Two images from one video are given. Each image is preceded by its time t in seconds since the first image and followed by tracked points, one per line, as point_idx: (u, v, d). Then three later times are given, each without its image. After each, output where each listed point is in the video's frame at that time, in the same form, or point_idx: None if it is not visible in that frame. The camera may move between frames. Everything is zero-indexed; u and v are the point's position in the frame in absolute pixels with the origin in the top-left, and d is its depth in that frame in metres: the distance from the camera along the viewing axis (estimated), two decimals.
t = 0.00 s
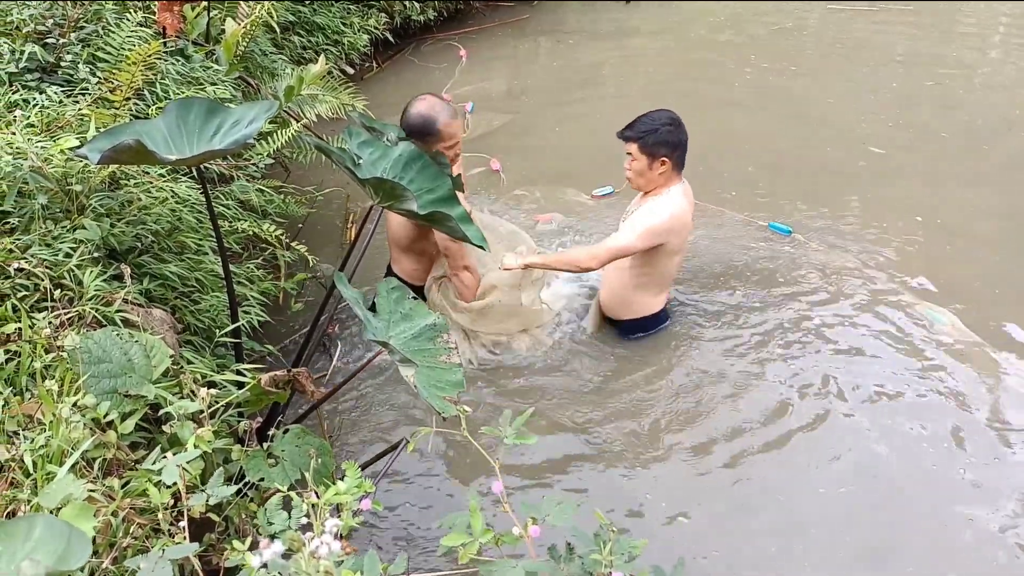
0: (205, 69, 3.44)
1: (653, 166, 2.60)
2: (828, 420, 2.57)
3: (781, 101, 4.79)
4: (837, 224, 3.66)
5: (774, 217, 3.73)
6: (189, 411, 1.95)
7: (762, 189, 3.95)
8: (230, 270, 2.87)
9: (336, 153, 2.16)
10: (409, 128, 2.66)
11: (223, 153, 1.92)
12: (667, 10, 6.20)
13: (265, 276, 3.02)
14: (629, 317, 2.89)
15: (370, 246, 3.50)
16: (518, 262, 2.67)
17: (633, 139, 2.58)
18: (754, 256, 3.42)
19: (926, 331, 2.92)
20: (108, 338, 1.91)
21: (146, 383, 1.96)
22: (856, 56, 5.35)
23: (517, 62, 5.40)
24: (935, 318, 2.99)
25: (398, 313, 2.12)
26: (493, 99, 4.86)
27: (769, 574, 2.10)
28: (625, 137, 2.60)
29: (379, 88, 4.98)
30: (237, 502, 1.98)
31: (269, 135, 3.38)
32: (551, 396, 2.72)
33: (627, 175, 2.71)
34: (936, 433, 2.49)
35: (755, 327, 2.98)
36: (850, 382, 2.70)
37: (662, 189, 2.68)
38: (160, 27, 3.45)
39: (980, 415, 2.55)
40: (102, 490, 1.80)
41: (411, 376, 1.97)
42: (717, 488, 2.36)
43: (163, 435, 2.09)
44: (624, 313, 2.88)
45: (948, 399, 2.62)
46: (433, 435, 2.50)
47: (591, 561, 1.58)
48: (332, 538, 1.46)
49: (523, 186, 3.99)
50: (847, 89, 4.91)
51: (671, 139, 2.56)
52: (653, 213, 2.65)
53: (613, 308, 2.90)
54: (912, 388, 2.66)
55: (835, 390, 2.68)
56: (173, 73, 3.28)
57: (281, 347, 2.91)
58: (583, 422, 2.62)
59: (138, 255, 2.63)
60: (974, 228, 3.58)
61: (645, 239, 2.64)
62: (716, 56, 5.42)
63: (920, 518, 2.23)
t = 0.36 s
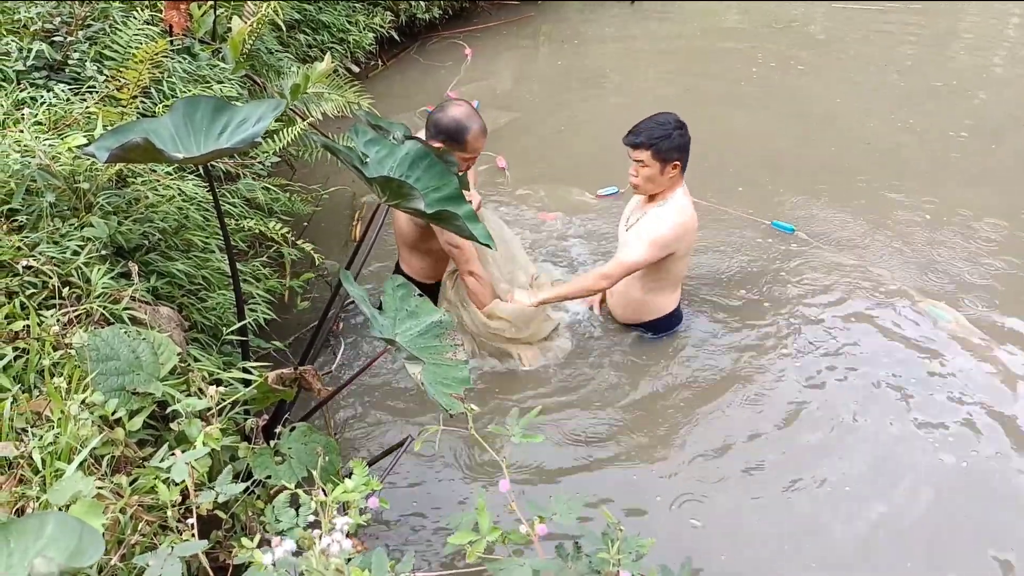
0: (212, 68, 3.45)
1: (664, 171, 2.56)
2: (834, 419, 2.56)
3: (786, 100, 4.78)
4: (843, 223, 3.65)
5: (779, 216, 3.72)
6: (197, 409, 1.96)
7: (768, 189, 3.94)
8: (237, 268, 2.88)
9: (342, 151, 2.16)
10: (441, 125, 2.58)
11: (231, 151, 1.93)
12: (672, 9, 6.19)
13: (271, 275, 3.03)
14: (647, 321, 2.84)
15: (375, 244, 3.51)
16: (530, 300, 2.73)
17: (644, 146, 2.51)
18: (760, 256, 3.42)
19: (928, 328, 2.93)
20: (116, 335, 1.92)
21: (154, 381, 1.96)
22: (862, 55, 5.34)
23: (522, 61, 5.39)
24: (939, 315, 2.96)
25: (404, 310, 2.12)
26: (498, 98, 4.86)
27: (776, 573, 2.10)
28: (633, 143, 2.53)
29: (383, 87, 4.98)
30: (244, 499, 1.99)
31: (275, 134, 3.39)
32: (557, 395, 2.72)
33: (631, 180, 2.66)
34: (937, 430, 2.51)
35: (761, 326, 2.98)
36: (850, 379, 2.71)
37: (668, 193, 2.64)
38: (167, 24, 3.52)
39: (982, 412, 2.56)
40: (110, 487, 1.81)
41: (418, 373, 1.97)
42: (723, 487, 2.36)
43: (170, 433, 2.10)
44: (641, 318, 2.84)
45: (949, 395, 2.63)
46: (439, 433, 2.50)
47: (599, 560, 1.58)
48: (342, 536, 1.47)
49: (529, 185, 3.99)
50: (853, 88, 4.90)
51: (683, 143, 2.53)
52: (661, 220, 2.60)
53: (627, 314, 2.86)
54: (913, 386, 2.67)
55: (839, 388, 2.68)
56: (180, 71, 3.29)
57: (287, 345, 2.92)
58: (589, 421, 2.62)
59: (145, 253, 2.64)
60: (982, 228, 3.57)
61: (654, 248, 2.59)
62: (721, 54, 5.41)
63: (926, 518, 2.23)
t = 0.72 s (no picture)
0: (215, 67, 3.46)
1: (670, 191, 2.51)
2: (836, 419, 2.56)
3: (790, 101, 4.77)
4: (846, 223, 3.64)
5: (783, 216, 3.71)
6: (198, 408, 1.96)
7: (771, 189, 3.93)
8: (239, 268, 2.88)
9: (345, 150, 2.15)
10: (468, 146, 2.61)
11: (234, 151, 1.93)
12: (675, 10, 6.19)
13: (273, 274, 3.03)
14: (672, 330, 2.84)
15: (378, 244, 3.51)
16: (564, 319, 2.67)
17: (647, 169, 2.45)
18: (763, 256, 3.41)
19: (929, 328, 2.92)
20: (117, 334, 1.92)
21: (156, 380, 1.96)
22: (866, 55, 5.33)
23: (525, 61, 5.39)
24: (939, 314, 2.98)
25: (407, 311, 2.12)
26: (501, 98, 4.86)
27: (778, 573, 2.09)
28: (634, 170, 2.47)
29: (386, 87, 4.98)
30: (245, 499, 1.98)
31: (278, 134, 3.39)
32: (559, 396, 2.72)
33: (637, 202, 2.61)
34: (937, 429, 2.50)
35: (762, 326, 2.97)
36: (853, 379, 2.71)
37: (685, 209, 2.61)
38: (170, 24, 3.53)
39: (983, 412, 2.56)
40: (112, 487, 1.81)
41: (421, 374, 1.97)
42: (725, 488, 2.35)
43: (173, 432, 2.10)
44: (667, 328, 2.84)
45: (950, 395, 2.63)
46: (442, 433, 2.50)
47: (601, 560, 1.57)
48: (344, 535, 1.46)
49: (532, 185, 3.99)
50: (857, 88, 4.89)
51: (683, 161, 2.48)
52: (687, 242, 2.58)
53: (649, 327, 2.85)
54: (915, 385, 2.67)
55: (840, 387, 2.67)
56: (183, 71, 3.29)
57: (289, 345, 2.91)
58: (591, 422, 2.61)
59: (147, 253, 2.64)
60: (986, 230, 3.55)
61: (683, 272, 2.59)
62: (724, 55, 5.40)
63: (930, 520, 2.22)
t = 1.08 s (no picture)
0: (219, 69, 3.46)
1: (686, 209, 2.50)
2: (838, 421, 2.55)
3: (793, 102, 4.77)
4: (848, 225, 3.64)
5: (785, 218, 3.71)
6: (202, 409, 1.96)
7: (773, 190, 3.93)
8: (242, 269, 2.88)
9: (349, 152, 2.16)
10: (479, 170, 2.62)
11: (237, 152, 1.93)
12: (678, 11, 6.19)
13: (276, 275, 3.04)
14: (679, 344, 2.81)
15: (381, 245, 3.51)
16: (573, 330, 2.72)
17: (664, 186, 2.45)
18: (765, 257, 3.41)
19: (930, 328, 2.93)
20: (121, 335, 1.92)
21: (160, 380, 1.97)
22: (869, 57, 5.33)
23: (528, 62, 5.39)
24: (939, 316, 2.99)
25: (410, 312, 2.12)
26: (504, 99, 4.86)
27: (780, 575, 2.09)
28: (651, 184, 2.47)
29: (389, 88, 4.99)
30: (248, 499, 1.99)
31: (281, 135, 3.40)
32: (562, 397, 2.72)
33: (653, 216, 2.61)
34: (940, 429, 2.51)
35: (764, 327, 2.97)
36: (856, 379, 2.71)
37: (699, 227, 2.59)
38: (175, 25, 3.45)
39: (985, 413, 2.55)
40: (115, 487, 1.82)
41: (423, 374, 1.97)
42: (727, 490, 2.35)
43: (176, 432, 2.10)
44: (674, 342, 2.81)
45: (952, 395, 2.63)
46: (445, 434, 2.50)
47: (602, 562, 1.57)
48: (346, 536, 1.46)
49: (534, 186, 3.99)
50: (859, 89, 4.89)
51: (701, 178, 2.47)
52: (700, 258, 2.56)
53: (655, 337, 2.82)
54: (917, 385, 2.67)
55: (842, 388, 2.67)
56: (187, 72, 3.30)
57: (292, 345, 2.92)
58: (593, 423, 2.61)
59: (151, 254, 2.65)
60: (990, 231, 3.55)
61: (691, 289, 2.58)
62: (728, 56, 5.40)
63: (932, 522, 2.22)
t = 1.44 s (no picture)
0: (222, 66, 3.46)
1: (688, 214, 2.49)
2: (842, 420, 2.54)
3: (798, 100, 4.75)
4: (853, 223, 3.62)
5: (789, 216, 3.69)
6: (203, 407, 1.96)
7: (778, 189, 3.92)
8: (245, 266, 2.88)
9: (351, 149, 2.15)
10: (493, 196, 2.60)
11: (238, 150, 1.93)
12: (683, 8, 6.17)
13: (278, 273, 3.03)
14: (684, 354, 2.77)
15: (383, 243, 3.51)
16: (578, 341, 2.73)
17: (666, 189, 2.45)
18: (769, 256, 3.39)
19: (934, 327, 2.91)
20: (122, 333, 1.92)
21: (161, 378, 1.96)
22: (875, 55, 5.31)
23: (532, 60, 5.38)
24: (942, 314, 2.98)
25: (411, 310, 2.11)
26: (507, 97, 4.85)
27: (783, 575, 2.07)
28: (656, 186, 2.47)
29: (393, 86, 4.98)
30: (249, 498, 1.98)
31: (284, 133, 3.40)
32: (564, 396, 2.71)
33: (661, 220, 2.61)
34: (943, 427, 2.49)
35: (768, 326, 2.96)
36: (857, 377, 2.70)
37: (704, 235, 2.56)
38: (177, 23, 3.53)
39: (989, 413, 2.54)
40: (116, 484, 1.81)
41: (424, 372, 1.97)
42: (730, 490, 2.33)
43: (177, 430, 2.10)
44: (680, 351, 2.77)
45: (954, 393, 2.61)
46: (447, 432, 2.49)
47: (603, 561, 1.56)
48: (346, 535, 1.45)
49: (537, 184, 3.98)
50: (865, 88, 4.87)
51: (706, 184, 2.44)
52: (701, 265, 2.53)
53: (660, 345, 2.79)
54: (919, 383, 2.66)
55: (846, 387, 2.66)
56: (189, 69, 3.29)
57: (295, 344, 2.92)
58: (595, 422, 2.60)
59: (154, 251, 2.64)
60: (996, 230, 3.52)
61: (690, 297, 2.54)
62: (732, 54, 5.38)
63: (936, 522, 2.20)
